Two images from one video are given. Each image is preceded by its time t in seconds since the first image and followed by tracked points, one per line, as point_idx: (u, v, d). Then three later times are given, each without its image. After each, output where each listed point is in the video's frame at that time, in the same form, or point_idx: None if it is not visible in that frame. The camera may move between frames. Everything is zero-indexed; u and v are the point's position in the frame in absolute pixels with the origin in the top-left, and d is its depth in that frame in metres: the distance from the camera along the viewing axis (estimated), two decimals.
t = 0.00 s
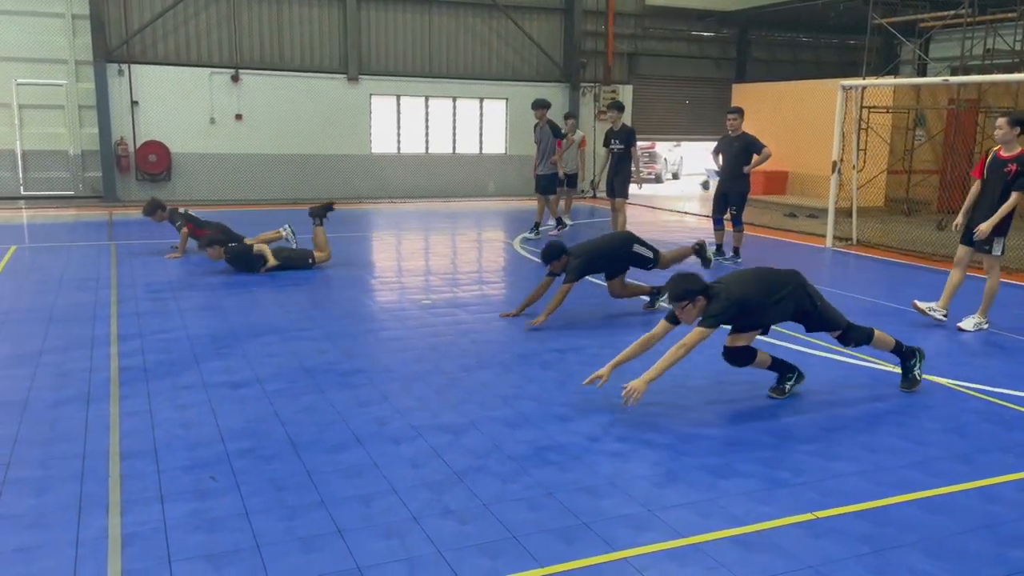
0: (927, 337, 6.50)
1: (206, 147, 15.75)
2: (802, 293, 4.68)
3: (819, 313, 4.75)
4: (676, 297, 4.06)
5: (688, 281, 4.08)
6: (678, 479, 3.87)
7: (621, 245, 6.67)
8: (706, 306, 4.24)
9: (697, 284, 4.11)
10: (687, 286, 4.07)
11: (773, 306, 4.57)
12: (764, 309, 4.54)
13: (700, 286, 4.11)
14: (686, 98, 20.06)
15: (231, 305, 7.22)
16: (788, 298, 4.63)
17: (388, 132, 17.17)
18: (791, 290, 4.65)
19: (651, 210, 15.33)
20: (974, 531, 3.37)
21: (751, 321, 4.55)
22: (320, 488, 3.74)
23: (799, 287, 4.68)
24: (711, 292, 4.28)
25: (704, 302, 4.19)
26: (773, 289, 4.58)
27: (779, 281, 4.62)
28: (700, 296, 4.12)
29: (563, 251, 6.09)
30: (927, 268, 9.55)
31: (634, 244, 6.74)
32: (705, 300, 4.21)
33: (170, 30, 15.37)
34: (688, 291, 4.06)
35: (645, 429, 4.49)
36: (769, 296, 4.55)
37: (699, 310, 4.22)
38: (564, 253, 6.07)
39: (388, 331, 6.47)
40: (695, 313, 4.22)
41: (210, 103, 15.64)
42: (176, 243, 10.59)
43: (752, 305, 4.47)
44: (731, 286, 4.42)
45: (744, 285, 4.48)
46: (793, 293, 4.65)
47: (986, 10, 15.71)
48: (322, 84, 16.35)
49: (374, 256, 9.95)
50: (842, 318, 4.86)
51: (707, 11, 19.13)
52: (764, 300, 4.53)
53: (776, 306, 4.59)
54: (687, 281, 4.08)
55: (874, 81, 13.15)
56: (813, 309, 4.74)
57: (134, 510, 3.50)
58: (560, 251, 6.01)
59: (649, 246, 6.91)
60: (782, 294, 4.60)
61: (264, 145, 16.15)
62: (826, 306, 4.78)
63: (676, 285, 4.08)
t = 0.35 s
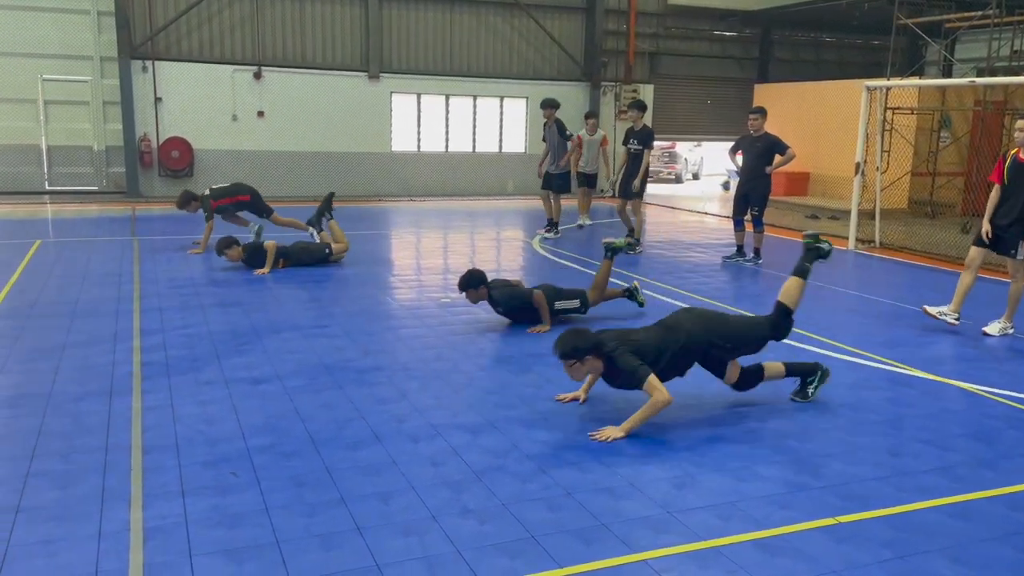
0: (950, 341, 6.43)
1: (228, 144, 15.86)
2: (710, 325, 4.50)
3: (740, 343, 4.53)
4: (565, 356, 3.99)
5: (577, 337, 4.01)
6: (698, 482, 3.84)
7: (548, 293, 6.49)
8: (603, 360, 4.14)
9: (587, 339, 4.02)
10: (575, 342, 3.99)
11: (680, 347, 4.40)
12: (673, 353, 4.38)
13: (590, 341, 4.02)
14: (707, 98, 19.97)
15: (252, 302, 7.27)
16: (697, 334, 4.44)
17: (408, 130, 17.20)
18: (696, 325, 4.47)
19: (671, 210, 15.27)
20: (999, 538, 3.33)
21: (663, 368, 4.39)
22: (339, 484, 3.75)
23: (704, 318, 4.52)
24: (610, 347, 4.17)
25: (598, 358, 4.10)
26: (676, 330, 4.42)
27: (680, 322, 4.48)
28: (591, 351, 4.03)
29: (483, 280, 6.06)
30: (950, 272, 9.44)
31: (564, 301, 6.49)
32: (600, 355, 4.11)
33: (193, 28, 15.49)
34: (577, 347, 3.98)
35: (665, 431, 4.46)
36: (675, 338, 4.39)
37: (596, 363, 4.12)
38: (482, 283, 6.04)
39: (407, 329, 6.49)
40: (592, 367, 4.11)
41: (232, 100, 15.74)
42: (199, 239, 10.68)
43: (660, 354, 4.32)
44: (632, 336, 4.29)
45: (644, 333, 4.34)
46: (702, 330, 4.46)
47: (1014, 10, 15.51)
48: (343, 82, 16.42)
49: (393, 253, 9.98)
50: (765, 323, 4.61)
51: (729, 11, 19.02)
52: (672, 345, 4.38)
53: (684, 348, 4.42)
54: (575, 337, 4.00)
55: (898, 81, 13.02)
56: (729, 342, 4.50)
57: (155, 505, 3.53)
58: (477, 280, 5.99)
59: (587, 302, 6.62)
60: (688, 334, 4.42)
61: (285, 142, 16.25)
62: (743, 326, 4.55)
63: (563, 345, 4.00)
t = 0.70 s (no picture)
0: (973, 344, 6.35)
1: (249, 141, 15.95)
2: (642, 392, 4.39)
3: (667, 413, 4.47)
4: (503, 375, 3.94)
5: (521, 358, 3.97)
6: (716, 483, 3.82)
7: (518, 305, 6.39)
8: (537, 389, 4.10)
9: (530, 362, 3.99)
10: (520, 362, 3.95)
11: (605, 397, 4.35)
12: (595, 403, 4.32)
13: (530, 365, 3.98)
14: (727, 98, 19.86)
15: (271, 298, 7.31)
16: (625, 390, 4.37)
17: (427, 129, 17.24)
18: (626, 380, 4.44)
19: (689, 210, 15.20)
20: None
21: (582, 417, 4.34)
22: (358, 481, 3.76)
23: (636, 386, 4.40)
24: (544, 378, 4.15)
25: (533, 385, 4.06)
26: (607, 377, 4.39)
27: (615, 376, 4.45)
28: (529, 377, 3.99)
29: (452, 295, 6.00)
30: (973, 274, 9.34)
31: (535, 315, 6.40)
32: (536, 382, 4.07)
33: (215, 26, 15.60)
34: (519, 368, 3.94)
35: (684, 432, 4.44)
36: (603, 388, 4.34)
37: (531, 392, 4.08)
38: (449, 298, 5.97)
39: (424, 327, 6.50)
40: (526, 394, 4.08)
41: (253, 98, 15.84)
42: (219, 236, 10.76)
43: (595, 396, 4.24)
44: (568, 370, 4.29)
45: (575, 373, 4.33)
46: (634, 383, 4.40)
47: None
48: (363, 81, 16.47)
49: (411, 252, 10.02)
50: (699, 388, 4.51)
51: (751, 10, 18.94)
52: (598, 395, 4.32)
53: (607, 401, 4.37)
54: (520, 356, 3.96)
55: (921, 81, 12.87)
56: (658, 414, 4.45)
57: (176, 498, 3.56)
58: (445, 295, 5.94)
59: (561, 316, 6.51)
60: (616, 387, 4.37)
61: (305, 140, 16.32)
62: (671, 393, 4.46)
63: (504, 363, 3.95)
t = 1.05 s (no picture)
0: (1003, 349, 6.26)
1: (275, 142, 16.08)
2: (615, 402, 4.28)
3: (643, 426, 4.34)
4: (458, 389, 4.03)
5: (475, 372, 4.05)
6: (741, 487, 3.80)
7: (540, 311, 6.33)
8: (498, 405, 4.16)
9: (484, 376, 4.06)
10: (472, 376, 4.02)
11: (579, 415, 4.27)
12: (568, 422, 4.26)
13: (485, 380, 4.05)
14: (753, 98, 19.72)
15: (297, 298, 7.37)
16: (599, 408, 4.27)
17: (451, 130, 17.30)
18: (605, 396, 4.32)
19: (713, 211, 15.10)
20: None
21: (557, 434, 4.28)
22: (383, 481, 3.78)
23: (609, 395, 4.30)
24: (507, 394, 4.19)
25: (492, 399, 4.12)
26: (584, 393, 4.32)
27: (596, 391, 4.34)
28: (484, 391, 4.05)
29: (474, 298, 5.91)
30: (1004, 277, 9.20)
31: (556, 319, 6.36)
32: (495, 397, 4.13)
33: (242, 27, 15.75)
34: (470, 384, 4.01)
35: (708, 435, 4.42)
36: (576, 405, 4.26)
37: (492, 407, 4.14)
38: (472, 301, 5.88)
39: (448, 327, 6.52)
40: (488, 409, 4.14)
41: (279, 99, 15.97)
42: (246, 235, 10.87)
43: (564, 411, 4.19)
44: (537, 387, 4.29)
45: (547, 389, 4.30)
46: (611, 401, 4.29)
47: None
48: (388, 82, 16.56)
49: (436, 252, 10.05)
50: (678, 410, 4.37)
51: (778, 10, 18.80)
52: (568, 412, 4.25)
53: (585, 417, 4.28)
54: (471, 371, 4.05)
55: (950, 81, 12.70)
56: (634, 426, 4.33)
57: (204, 496, 3.60)
58: (469, 297, 5.85)
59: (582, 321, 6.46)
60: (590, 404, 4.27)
61: (330, 141, 16.44)
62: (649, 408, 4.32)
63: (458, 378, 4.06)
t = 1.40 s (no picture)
0: None
1: (300, 144, 16.21)
2: (643, 402, 4.25)
3: (667, 429, 4.31)
4: (484, 398, 4.00)
5: (498, 381, 4.03)
6: (768, 492, 3.77)
7: (564, 312, 6.32)
8: (522, 411, 4.15)
9: (507, 385, 4.03)
10: (495, 386, 4.00)
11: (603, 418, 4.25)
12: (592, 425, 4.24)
13: (508, 389, 4.03)
14: (778, 99, 19.55)
15: (323, 299, 7.43)
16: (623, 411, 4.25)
17: (474, 132, 17.36)
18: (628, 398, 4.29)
19: (738, 212, 15.00)
20: None
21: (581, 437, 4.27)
22: (407, 482, 3.79)
23: (637, 395, 4.27)
24: (531, 400, 4.17)
25: (517, 407, 4.12)
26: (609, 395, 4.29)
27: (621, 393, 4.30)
28: (508, 400, 4.03)
29: (498, 298, 5.95)
30: None
31: (581, 321, 6.34)
32: (518, 405, 4.11)
33: (269, 31, 15.87)
34: (493, 393, 3.99)
35: (734, 439, 4.38)
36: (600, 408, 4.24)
37: (516, 415, 4.13)
38: (496, 301, 5.91)
39: (472, 329, 6.53)
40: (512, 417, 4.13)
41: (304, 101, 16.08)
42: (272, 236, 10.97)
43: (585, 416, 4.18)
44: (560, 391, 4.27)
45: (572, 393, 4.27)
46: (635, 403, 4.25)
47: None
48: (412, 83, 16.63)
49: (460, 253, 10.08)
50: (705, 417, 4.35)
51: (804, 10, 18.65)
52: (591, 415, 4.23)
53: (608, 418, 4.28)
54: (495, 381, 4.03)
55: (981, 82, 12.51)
56: (658, 429, 4.31)
57: (230, 495, 3.63)
58: (492, 298, 5.88)
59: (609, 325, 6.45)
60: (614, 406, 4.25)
61: (355, 143, 16.54)
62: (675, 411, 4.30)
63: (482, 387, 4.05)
